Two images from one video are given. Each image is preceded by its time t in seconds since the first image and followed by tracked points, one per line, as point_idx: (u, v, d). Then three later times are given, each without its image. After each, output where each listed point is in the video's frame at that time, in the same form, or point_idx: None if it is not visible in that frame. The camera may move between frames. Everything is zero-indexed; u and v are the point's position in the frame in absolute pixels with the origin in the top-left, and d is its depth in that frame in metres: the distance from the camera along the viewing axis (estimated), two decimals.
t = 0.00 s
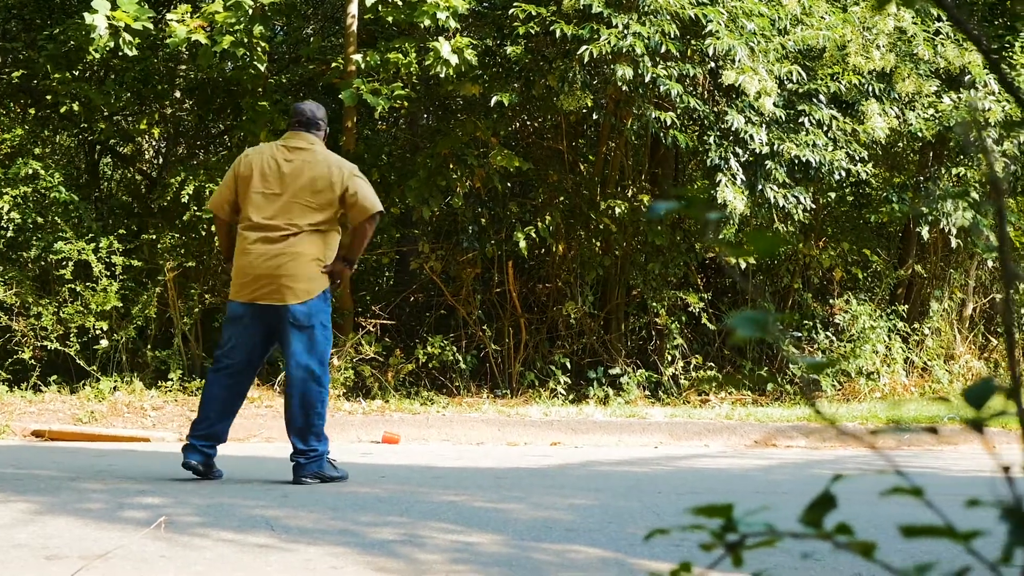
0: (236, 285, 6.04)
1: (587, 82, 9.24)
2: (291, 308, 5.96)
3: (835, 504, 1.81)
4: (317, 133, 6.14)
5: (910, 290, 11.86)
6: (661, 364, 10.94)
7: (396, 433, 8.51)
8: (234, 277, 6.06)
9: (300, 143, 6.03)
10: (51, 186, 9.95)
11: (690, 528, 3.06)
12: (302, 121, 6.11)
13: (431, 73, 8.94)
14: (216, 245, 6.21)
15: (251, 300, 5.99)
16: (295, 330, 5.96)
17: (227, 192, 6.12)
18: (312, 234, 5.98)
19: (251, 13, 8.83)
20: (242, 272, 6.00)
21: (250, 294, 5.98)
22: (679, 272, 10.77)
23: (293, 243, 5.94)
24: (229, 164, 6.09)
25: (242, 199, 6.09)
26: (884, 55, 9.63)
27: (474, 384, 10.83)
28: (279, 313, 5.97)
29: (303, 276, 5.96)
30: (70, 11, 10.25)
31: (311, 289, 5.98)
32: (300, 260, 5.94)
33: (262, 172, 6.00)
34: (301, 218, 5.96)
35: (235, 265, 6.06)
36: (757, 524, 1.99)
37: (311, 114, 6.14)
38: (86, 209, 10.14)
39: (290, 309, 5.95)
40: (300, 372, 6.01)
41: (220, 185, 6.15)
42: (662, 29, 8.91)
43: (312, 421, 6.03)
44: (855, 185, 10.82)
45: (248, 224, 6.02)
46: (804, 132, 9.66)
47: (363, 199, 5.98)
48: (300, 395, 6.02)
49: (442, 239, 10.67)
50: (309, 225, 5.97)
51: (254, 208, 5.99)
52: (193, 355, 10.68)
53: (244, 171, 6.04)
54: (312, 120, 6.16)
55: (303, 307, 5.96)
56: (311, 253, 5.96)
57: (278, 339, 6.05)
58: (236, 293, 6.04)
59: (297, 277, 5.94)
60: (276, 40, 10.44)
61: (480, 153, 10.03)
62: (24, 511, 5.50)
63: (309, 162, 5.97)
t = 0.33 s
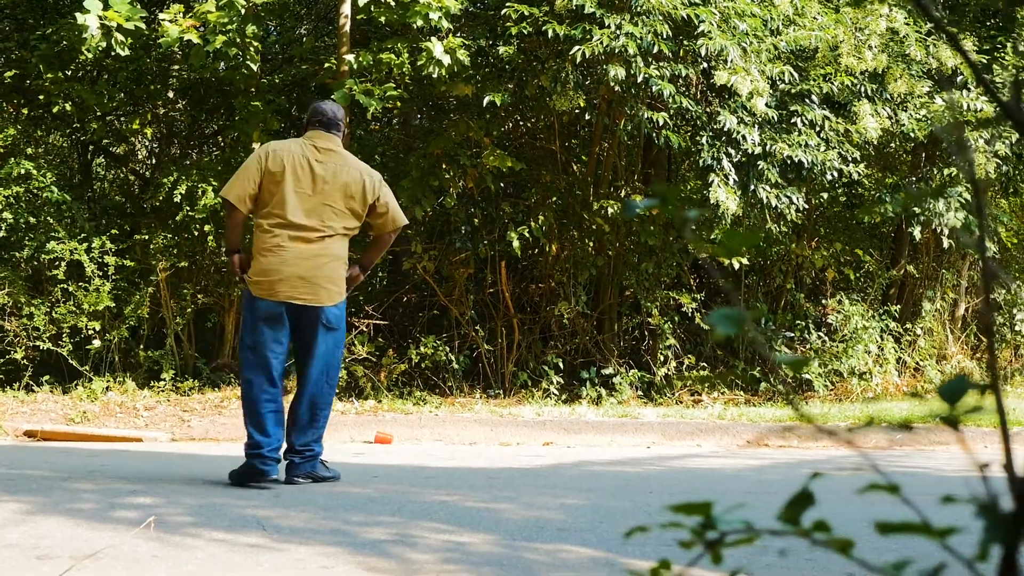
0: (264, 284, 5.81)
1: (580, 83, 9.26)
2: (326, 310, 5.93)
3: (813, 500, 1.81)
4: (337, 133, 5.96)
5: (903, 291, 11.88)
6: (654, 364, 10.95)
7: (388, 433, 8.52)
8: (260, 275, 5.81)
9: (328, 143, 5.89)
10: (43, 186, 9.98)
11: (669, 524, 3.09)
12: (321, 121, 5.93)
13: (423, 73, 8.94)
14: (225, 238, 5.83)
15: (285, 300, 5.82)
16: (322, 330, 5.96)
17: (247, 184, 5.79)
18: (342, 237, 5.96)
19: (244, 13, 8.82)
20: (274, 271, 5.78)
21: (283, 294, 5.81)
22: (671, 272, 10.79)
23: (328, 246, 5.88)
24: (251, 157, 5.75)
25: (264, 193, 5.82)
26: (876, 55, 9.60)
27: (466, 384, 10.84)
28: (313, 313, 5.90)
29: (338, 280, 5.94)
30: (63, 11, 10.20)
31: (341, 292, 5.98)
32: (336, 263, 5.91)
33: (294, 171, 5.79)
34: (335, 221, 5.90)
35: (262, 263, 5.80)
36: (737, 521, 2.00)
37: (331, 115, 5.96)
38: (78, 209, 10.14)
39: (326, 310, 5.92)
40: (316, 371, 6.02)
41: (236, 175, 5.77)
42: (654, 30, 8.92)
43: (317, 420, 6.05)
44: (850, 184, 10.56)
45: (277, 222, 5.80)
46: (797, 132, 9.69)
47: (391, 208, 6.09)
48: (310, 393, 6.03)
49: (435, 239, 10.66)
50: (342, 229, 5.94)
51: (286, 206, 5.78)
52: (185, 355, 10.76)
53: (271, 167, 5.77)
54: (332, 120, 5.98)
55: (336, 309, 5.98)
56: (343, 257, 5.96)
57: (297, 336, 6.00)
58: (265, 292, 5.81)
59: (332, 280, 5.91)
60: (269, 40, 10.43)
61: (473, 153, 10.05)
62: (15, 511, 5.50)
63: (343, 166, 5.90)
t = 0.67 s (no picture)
0: (270, 289, 5.75)
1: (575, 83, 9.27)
2: (331, 312, 5.91)
3: (797, 500, 1.80)
4: (325, 130, 5.91)
5: (898, 291, 11.89)
6: (649, 364, 10.96)
7: (384, 433, 8.52)
8: (266, 281, 5.75)
9: (317, 142, 5.84)
10: (38, 186, 9.95)
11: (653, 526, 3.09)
12: (307, 120, 5.87)
13: (418, 73, 8.94)
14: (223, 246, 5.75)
15: (293, 305, 5.78)
16: (326, 332, 5.93)
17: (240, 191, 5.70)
18: (342, 236, 5.94)
19: (239, 14, 8.83)
20: (279, 277, 5.74)
21: (291, 299, 5.77)
22: (665, 273, 10.83)
23: (329, 246, 5.86)
24: (242, 163, 5.66)
25: (259, 199, 5.75)
26: (870, 55, 9.59)
27: (461, 384, 10.84)
28: (318, 315, 5.87)
29: (340, 280, 5.92)
30: (58, 11, 10.18)
31: (344, 292, 5.97)
32: (338, 262, 5.90)
33: (288, 174, 5.73)
34: (334, 220, 5.87)
35: (265, 269, 5.75)
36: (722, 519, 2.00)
37: (315, 112, 5.90)
38: (73, 209, 10.15)
39: (331, 313, 5.91)
40: (319, 371, 6.00)
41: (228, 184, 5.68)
42: (649, 30, 8.94)
43: (318, 419, 6.04)
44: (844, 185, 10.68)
45: (276, 227, 5.76)
46: (791, 132, 9.71)
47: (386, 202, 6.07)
48: (312, 393, 6.01)
49: (430, 239, 10.69)
50: (341, 227, 5.91)
51: (285, 210, 5.74)
52: (181, 355, 10.76)
53: (265, 172, 5.70)
54: (317, 117, 5.93)
55: (340, 311, 5.96)
56: (345, 256, 5.94)
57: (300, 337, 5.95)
58: (271, 297, 5.76)
59: (336, 281, 5.90)
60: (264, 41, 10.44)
61: (468, 153, 10.07)
62: (10, 511, 5.50)
63: (336, 164, 5.85)
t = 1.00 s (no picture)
0: (260, 292, 5.75)
1: (569, 83, 9.29)
2: (321, 313, 5.90)
3: (777, 500, 1.79)
4: (302, 126, 5.90)
5: (892, 291, 11.86)
6: (643, 363, 10.95)
7: (378, 434, 8.54)
8: (255, 284, 5.75)
9: (294, 138, 5.82)
10: (32, 185, 9.96)
11: (638, 526, 3.11)
12: (285, 116, 5.85)
13: (413, 73, 8.94)
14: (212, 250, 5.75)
15: (284, 306, 5.77)
16: (316, 333, 5.93)
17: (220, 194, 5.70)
18: (329, 232, 5.93)
19: (233, 13, 8.83)
20: (268, 279, 5.74)
21: (282, 300, 5.76)
22: (660, 273, 10.85)
23: (316, 243, 5.85)
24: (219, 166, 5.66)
25: (243, 201, 5.74)
26: (865, 56, 9.74)
27: (456, 385, 10.85)
28: (308, 317, 5.87)
29: (330, 280, 5.91)
30: (52, 11, 10.18)
31: (335, 289, 5.96)
32: (327, 259, 5.89)
33: (267, 173, 5.73)
34: (319, 217, 5.86)
35: (254, 271, 5.75)
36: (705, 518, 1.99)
37: (293, 108, 5.88)
38: (67, 208, 10.15)
39: (323, 313, 5.90)
40: (312, 372, 6.01)
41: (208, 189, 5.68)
42: (643, 30, 8.94)
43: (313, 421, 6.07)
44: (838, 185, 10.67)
45: (261, 228, 5.75)
46: (786, 132, 9.73)
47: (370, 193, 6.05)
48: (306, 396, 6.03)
49: (425, 239, 10.63)
50: (327, 223, 5.90)
51: (269, 211, 5.72)
52: (175, 355, 10.77)
53: (243, 173, 5.70)
54: (295, 113, 5.91)
55: (330, 311, 5.95)
56: (333, 253, 5.93)
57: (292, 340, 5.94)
58: (261, 300, 5.75)
59: (326, 279, 5.89)
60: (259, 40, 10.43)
61: (463, 153, 10.09)
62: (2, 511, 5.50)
63: (315, 158, 5.83)
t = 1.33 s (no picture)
0: (260, 293, 5.74)
1: (564, 82, 9.31)
2: (324, 309, 5.90)
3: (762, 500, 1.77)
4: (286, 121, 5.87)
5: (888, 290, 11.85)
6: (638, 363, 10.90)
7: (372, 433, 8.54)
8: (255, 285, 5.74)
9: (282, 133, 5.81)
10: (27, 184, 9.98)
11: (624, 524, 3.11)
12: (267, 112, 5.83)
13: (408, 72, 8.94)
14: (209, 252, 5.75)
15: (284, 306, 5.76)
16: (320, 331, 5.92)
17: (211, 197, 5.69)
18: (325, 226, 5.91)
19: (227, 12, 8.83)
20: (268, 279, 5.73)
21: (283, 300, 5.76)
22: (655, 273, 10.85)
23: (313, 239, 5.83)
24: (207, 167, 5.63)
25: (234, 202, 5.73)
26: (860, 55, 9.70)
27: (451, 384, 10.85)
28: (305, 316, 5.87)
29: (329, 274, 5.89)
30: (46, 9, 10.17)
31: (336, 286, 5.95)
32: (325, 253, 5.87)
33: (257, 170, 5.72)
34: (313, 210, 5.84)
35: (252, 272, 5.74)
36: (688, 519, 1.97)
37: (275, 104, 5.86)
38: (61, 207, 10.16)
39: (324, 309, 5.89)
40: (316, 371, 5.99)
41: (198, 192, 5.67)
42: (638, 29, 8.94)
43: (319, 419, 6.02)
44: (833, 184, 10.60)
45: (255, 227, 5.74)
46: (781, 132, 9.76)
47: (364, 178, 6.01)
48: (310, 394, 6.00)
49: (420, 238, 10.68)
50: (323, 216, 5.88)
51: (262, 210, 5.71)
52: (169, 355, 10.76)
53: (233, 172, 5.69)
54: (277, 108, 5.89)
55: (332, 307, 5.95)
56: (330, 246, 5.92)
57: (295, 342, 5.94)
58: (262, 301, 5.75)
59: (326, 274, 5.87)
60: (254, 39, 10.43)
61: (458, 152, 10.08)
62: None
63: (304, 151, 5.82)
